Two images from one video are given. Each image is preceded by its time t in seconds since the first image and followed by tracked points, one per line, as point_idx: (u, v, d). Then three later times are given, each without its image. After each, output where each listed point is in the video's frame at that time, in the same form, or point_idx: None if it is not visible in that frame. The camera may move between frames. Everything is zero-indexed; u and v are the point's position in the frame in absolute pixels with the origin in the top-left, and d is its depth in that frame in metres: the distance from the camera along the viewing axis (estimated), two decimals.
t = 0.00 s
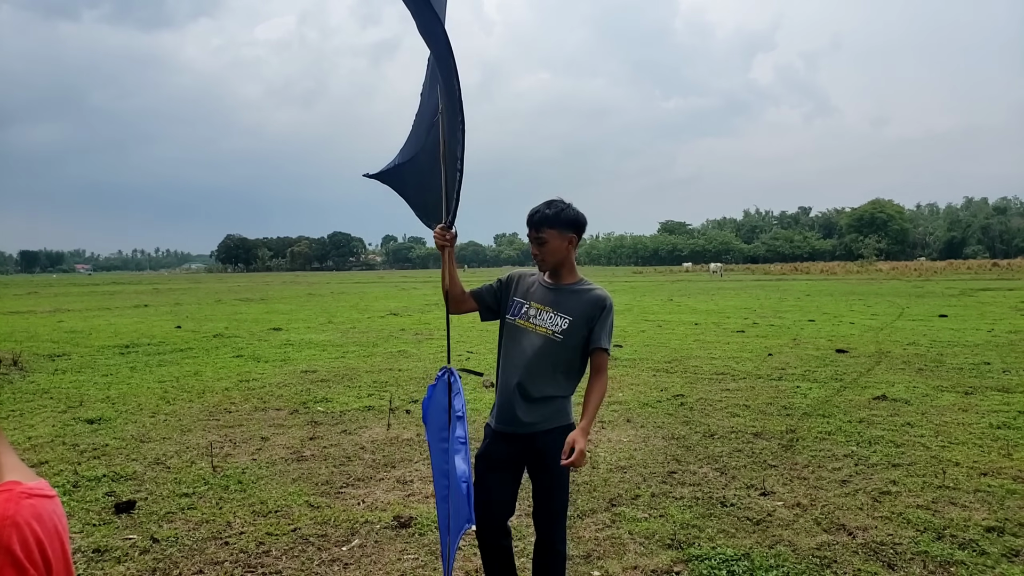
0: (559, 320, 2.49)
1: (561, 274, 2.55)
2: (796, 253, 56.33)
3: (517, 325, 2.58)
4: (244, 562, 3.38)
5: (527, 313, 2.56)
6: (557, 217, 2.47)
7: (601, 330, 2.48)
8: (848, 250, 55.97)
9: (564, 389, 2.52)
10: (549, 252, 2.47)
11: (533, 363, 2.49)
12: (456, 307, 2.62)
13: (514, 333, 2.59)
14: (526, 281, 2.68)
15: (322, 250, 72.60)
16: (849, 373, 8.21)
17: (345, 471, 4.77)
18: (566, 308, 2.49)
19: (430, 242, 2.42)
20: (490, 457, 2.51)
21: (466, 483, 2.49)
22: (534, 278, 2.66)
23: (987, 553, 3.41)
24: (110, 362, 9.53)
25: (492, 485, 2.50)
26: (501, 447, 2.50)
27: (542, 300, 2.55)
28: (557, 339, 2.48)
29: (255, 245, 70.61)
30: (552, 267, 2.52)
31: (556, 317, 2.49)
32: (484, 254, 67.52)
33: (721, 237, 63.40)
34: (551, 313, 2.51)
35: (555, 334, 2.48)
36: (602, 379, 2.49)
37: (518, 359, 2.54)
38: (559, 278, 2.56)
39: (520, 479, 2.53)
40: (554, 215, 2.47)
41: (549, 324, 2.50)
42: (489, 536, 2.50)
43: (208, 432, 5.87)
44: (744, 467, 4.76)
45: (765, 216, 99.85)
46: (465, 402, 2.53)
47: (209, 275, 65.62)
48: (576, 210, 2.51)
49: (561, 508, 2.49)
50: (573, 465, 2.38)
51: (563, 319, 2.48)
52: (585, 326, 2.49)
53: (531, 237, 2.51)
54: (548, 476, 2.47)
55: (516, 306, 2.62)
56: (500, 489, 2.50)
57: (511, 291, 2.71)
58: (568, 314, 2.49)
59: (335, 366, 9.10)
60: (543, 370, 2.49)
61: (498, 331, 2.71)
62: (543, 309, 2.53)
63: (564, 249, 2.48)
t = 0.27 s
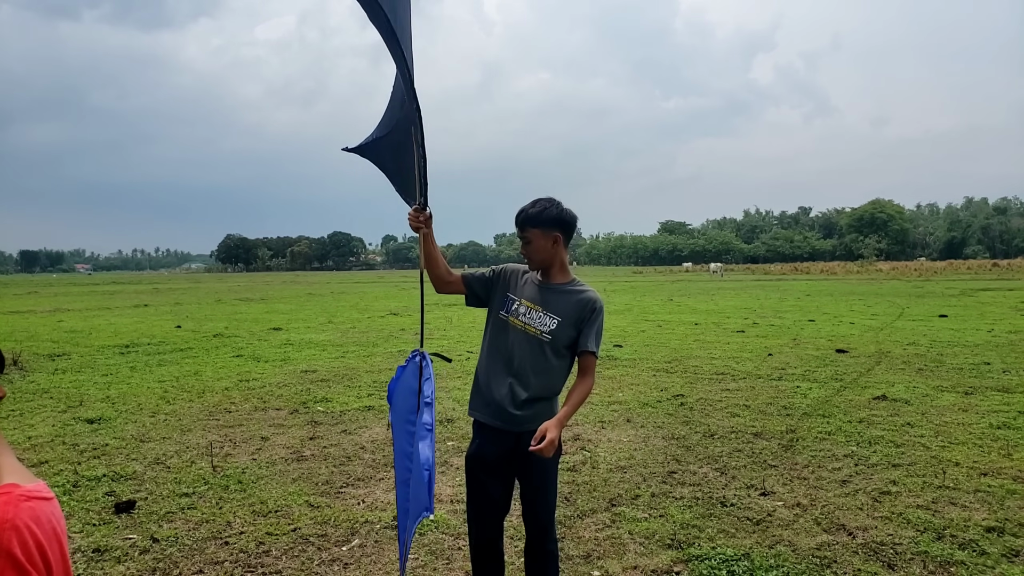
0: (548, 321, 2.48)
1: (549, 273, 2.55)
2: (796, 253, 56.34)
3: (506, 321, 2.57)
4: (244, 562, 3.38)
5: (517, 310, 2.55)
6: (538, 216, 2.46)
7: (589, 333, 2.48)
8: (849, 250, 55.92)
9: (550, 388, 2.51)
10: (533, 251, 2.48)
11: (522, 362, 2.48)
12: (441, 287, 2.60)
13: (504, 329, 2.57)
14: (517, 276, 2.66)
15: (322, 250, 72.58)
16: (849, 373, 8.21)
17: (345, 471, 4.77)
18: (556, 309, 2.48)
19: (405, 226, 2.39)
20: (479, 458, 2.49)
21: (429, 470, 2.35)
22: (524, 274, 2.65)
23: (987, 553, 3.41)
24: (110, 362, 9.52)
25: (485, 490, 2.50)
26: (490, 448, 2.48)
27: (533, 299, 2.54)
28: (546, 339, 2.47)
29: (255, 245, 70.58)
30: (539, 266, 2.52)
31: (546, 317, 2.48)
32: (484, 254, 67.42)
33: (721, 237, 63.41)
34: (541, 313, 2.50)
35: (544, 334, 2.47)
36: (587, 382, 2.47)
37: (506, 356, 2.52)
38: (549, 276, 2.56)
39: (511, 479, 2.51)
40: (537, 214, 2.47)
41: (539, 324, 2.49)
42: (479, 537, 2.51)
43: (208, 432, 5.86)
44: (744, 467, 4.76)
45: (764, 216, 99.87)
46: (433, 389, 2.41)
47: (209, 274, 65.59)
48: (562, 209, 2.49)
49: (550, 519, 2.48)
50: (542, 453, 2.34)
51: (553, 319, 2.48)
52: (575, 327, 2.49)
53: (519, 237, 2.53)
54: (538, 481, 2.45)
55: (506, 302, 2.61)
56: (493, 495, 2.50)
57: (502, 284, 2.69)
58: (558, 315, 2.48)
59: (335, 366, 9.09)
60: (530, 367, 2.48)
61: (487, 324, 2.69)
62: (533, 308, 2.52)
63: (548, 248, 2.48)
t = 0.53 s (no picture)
0: (548, 321, 2.48)
1: (549, 273, 2.55)
2: (797, 253, 56.31)
3: (507, 321, 2.58)
4: (244, 562, 3.38)
5: (518, 311, 2.55)
6: (539, 214, 2.47)
7: (589, 334, 2.48)
8: (849, 249, 55.87)
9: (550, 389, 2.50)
10: (532, 249, 2.48)
11: (522, 363, 2.48)
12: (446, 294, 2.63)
13: (505, 329, 2.58)
14: (519, 276, 2.67)
15: (322, 250, 72.55)
16: (849, 373, 8.20)
17: (345, 471, 4.77)
18: (555, 309, 2.48)
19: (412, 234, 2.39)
20: (479, 458, 2.50)
21: (435, 486, 2.27)
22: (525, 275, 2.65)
23: (987, 553, 3.41)
24: (110, 362, 9.52)
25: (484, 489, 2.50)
26: (490, 448, 2.49)
27: (533, 299, 2.54)
28: (546, 339, 2.46)
29: (255, 245, 70.54)
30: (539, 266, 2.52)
31: (546, 317, 2.48)
32: (484, 254, 67.38)
33: (721, 237, 63.37)
34: (541, 313, 2.50)
35: (544, 335, 2.47)
36: (589, 381, 2.48)
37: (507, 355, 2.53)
38: (548, 276, 2.56)
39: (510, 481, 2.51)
40: (538, 212, 2.48)
41: (539, 324, 2.48)
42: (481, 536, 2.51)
43: (208, 432, 5.86)
44: (744, 467, 4.76)
45: (764, 216, 99.84)
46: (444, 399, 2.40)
47: (209, 274, 65.57)
48: (563, 208, 2.49)
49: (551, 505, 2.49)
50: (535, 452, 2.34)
51: (552, 320, 2.47)
52: (575, 327, 2.49)
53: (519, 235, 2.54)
54: (536, 482, 2.44)
55: (507, 302, 2.62)
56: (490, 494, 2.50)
57: (504, 285, 2.70)
58: (557, 316, 2.47)
59: (335, 366, 9.09)
60: (530, 368, 2.48)
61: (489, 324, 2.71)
62: (533, 308, 2.52)
63: (548, 247, 2.48)
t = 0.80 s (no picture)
0: (554, 322, 2.46)
1: (555, 272, 2.55)
2: (796, 253, 56.27)
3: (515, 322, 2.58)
4: (244, 562, 3.38)
5: (524, 312, 2.55)
6: (548, 213, 2.49)
7: (597, 334, 2.45)
8: (849, 249, 55.81)
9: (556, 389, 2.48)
10: (537, 245, 2.50)
11: (529, 364, 2.49)
12: (457, 297, 2.68)
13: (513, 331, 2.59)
14: (527, 278, 2.67)
15: (322, 250, 72.49)
16: (849, 373, 8.20)
17: (345, 471, 4.77)
18: (562, 310, 2.46)
19: (423, 240, 2.38)
20: (483, 457, 2.53)
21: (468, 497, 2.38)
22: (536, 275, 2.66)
23: (987, 553, 3.41)
24: (110, 362, 9.50)
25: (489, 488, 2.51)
26: (493, 449, 2.51)
27: (540, 300, 2.53)
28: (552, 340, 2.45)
29: (254, 245, 70.48)
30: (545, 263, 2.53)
31: (551, 318, 2.47)
32: (484, 254, 67.34)
33: (721, 237, 63.33)
34: (546, 314, 2.49)
35: (549, 335, 2.46)
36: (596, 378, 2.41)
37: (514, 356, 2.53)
38: (555, 276, 2.55)
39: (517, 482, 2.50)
40: (547, 210, 2.51)
41: (544, 326, 2.48)
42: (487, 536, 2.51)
43: (208, 432, 5.86)
44: (744, 467, 4.76)
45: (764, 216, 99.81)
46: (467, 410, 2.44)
47: (209, 274, 65.52)
48: (573, 210, 2.50)
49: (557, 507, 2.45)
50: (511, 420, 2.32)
51: (558, 320, 2.46)
52: (581, 327, 2.47)
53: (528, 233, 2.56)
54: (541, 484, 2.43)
55: (515, 303, 2.62)
56: (494, 493, 2.50)
57: (513, 286, 2.70)
58: (563, 316, 2.46)
59: (334, 366, 9.08)
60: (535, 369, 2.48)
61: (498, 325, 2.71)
62: (539, 310, 2.51)
63: (554, 245, 2.49)
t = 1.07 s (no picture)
0: (552, 319, 2.51)
1: (562, 274, 2.56)
2: (796, 253, 56.25)
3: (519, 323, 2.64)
4: (244, 562, 3.38)
5: (529, 312, 2.61)
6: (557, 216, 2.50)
7: (585, 324, 2.43)
8: (849, 249, 55.78)
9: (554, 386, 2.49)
10: (545, 248, 2.50)
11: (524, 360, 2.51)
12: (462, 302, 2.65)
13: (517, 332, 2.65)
14: (534, 280, 2.73)
15: (322, 250, 72.47)
16: (849, 373, 8.19)
17: (345, 471, 4.77)
18: (560, 307, 2.50)
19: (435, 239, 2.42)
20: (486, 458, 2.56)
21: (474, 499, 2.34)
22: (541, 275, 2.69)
23: (986, 553, 3.41)
24: (110, 362, 9.50)
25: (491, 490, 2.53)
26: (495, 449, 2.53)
27: (542, 300, 2.59)
28: (549, 336, 2.48)
29: (255, 245, 70.47)
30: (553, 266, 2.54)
31: (550, 315, 2.52)
32: (485, 254, 67.32)
33: (721, 237, 63.30)
34: (547, 313, 2.54)
35: (547, 334, 2.50)
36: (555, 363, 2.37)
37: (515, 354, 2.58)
38: (561, 278, 2.57)
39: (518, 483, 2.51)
40: (555, 213, 2.50)
41: (543, 324, 2.53)
42: (493, 538, 2.53)
43: (208, 432, 5.86)
44: (744, 467, 4.76)
45: (764, 216, 99.79)
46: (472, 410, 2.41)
47: (210, 274, 65.51)
48: (581, 212, 2.50)
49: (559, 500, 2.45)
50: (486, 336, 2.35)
51: (556, 317, 2.50)
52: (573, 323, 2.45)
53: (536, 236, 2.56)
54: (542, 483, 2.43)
55: (521, 305, 2.69)
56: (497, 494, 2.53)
57: (520, 289, 2.77)
58: (561, 314, 2.50)
59: (335, 366, 9.08)
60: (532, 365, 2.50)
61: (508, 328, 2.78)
62: (541, 309, 2.57)
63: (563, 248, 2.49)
